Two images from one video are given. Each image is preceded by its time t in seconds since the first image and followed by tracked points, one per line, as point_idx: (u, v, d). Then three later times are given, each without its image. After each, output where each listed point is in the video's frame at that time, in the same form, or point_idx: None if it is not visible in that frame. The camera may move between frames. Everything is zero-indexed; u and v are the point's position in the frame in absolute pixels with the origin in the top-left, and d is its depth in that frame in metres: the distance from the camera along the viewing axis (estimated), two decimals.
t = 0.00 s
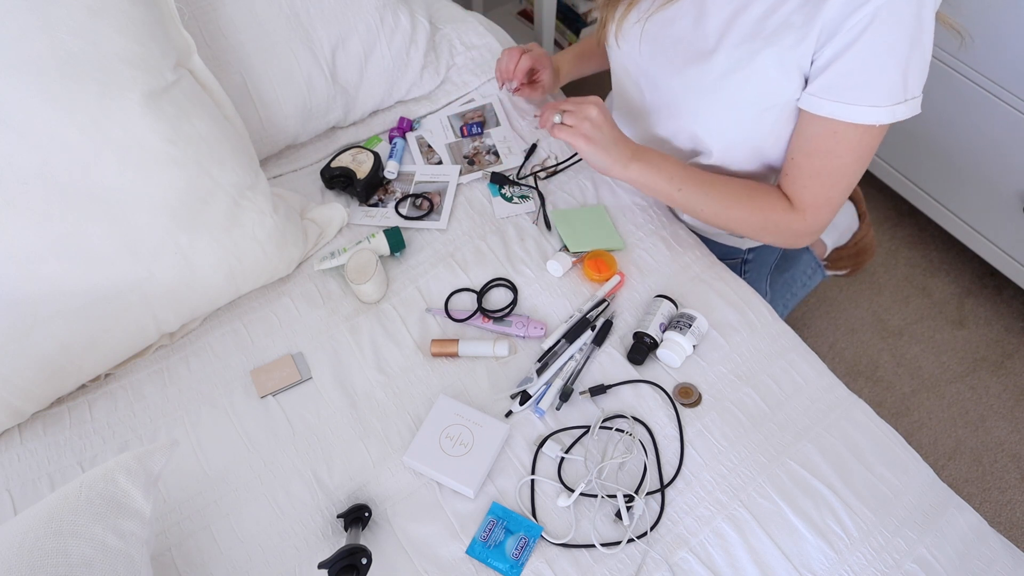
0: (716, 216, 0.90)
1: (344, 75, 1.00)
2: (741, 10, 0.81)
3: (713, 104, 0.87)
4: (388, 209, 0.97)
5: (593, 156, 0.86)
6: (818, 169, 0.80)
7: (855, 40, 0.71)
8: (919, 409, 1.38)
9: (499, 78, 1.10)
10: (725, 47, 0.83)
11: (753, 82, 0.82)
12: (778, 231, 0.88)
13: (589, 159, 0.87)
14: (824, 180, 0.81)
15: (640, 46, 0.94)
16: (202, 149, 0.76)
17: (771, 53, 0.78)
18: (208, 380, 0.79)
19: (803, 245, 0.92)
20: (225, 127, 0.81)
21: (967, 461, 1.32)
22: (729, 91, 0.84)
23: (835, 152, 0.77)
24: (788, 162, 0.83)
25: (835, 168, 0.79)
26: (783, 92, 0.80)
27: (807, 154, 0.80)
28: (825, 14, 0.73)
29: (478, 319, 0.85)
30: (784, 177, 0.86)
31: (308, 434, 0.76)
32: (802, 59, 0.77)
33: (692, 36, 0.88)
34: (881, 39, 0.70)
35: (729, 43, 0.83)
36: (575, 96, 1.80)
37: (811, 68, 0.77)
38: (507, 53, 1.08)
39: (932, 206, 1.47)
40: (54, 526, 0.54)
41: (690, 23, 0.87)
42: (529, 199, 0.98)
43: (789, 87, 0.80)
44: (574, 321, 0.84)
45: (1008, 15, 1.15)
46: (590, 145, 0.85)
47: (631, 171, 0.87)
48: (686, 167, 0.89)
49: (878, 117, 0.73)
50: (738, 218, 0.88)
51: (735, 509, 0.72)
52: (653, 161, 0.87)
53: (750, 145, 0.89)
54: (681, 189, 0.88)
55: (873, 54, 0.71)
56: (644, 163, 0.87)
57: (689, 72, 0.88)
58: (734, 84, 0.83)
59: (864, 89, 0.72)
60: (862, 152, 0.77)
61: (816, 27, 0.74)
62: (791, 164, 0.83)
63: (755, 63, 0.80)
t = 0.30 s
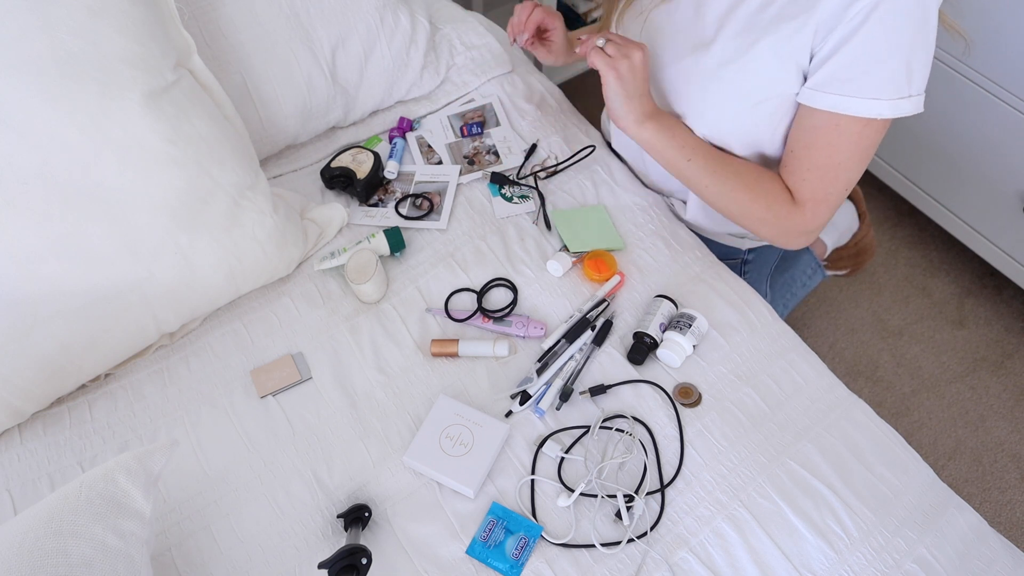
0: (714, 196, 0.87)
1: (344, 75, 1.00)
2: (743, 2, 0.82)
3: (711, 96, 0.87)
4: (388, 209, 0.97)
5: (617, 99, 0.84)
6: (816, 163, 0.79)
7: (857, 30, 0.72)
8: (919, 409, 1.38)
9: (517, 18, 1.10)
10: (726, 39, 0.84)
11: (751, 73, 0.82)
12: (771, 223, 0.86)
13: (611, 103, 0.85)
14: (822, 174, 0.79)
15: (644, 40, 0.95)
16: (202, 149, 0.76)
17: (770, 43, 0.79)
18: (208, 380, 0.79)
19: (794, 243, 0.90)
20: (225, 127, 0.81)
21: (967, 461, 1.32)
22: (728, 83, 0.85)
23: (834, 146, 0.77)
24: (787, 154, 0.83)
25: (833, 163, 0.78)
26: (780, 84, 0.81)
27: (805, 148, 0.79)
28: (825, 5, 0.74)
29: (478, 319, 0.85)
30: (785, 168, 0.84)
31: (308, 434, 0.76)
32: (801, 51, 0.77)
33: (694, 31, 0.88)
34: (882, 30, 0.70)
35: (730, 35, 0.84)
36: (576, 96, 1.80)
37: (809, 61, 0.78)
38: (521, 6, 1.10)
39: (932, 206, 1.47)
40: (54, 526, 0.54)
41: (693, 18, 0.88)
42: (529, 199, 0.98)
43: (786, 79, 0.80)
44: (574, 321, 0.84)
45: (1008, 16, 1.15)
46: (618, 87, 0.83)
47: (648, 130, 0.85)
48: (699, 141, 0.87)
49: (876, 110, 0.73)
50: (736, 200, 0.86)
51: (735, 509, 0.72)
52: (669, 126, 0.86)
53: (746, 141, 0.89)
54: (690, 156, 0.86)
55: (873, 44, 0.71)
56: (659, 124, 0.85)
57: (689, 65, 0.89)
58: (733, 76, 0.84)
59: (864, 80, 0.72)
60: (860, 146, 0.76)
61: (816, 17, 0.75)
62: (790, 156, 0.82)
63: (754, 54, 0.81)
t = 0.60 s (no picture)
0: (734, 199, 0.88)
1: (344, 75, 1.00)
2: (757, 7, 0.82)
3: (726, 100, 0.87)
4: (388, 209, 0.97)
5: (631, 114, 0.82)
6: (836, 162, 0.80)
7: (877, 33, 0.72)
8: (919, 409, 1.38)
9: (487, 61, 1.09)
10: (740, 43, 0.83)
11: (767, 78, 0.82)
12: (790, 222, 0.87)
13: (625, 116, 0.84)
14: (841, 173, 0.81)
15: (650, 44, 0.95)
16: (202, 149, 0.76)
17: (788, 48, 0.79)
18: (208, 381, 0.79)
19: (812, 238, 0.91)
20: (226, 126, 0.81)
21: (967, 461, 1.32)
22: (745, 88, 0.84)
23: (855, 145, 0.78)
24: (805, 154, 0.83)
25: (852, 161, 0.79)
26: (798, 88, 0.80)
27: (826, 149, 0.80)
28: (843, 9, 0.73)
29: (478, 319, 0.85)
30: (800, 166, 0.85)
31: (308, 434, 0.76)
32: (817, 54, 0.77)
33: (702, 34, 0.88)
34: (903, 32, 0.70)
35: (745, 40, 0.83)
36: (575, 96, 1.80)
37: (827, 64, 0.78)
38: (496, 42, 1.07)
39: (932, 206, 1.47)
40: (54, 526, 0.54)
41: (701, 21, 0.88)
42: (529, 199, 0.98)
43: (803, 83, 0.80)
44: (574, 321, 0.84)
45: (1008, 15, 1.15)
46: (632, 103, 0.81)
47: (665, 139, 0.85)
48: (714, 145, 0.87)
49: (896, 111, 0.73)
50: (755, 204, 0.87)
51: (735, 509, 0.72)
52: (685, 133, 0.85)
53: (760, 144, 0.89)
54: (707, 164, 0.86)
55: (894, 47, 0.71)
56: (675, 134, 0.85)
57: (703, 69, 0.88)
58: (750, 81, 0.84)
59: (884, 83, 0.73)
60: (880, 145, 0.77)
61: (834, 21, 0.74)
62: (807, 156, 0.83)
63: (771, 59, 0.80)
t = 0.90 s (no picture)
0: (733, 196, 0.88)
1: (344, 74, 1.00)
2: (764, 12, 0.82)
3: (730, 102, 0.87)
4: (389, 209, 0.98)
5: (631, 106, 0.83)
6: (837, 162, 0.80)
7: (886, 33, 0.72)
8: (919, 409, 1.38)
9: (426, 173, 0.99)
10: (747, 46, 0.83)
11: (774, 80, 0.82)
12: (787, 222, 0.87)
13: (625, 108, 0.84)
14: (842, 173, 0.81)
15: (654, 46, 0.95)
16: (202, 149, 0.76)
17: (796, 50, 0.79)
18: (208, 381, 0.79)
19: (809, 239, 0.91)
20: (226, 126, 0.81)
21: (967, 461, 1.32)
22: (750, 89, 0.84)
23: (857, 145, 0.78)
24: (806, 154, 0.83)
25: (853, 162, 0.79)
26: (804, 89, 0.80)
27: (828, 149, 0.80)
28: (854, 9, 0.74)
29: (478, 319, 0.85)
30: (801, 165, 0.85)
31: (308, 434, 0.76)
32: (823, 54, 0.77)
33: (707, 36, 0.88)
34: (911, 32, 0.70)
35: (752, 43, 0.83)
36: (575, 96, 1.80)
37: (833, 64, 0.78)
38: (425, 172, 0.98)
39: (932, 206, 1.47)
40: (54, 526, 0.54)
41: (707, 24, 0.88)
42: (529, 199, 0.98)
43: (809, 84, 0.80)
44: (574, 321, 0.84)
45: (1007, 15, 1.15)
46: (632, 94, 0.82)
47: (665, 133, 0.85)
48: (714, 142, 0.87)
49: (901, 113, 0.73)
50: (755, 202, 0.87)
51: (735, 509, 0.72)
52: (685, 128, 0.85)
53: (762, 146, 0.89)
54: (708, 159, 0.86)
55: (901, 47, 0.71)
56: (676, 127, 0.85)
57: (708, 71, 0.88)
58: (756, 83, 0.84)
59: (891, 83, 0.73)
60: (881, 146, 0.77)
61: (844, 22, 0.74)
62: (809, 156, 0.83)
63: (778, 61, 0.81)
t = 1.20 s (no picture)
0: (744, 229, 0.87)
1: (344, 74, 1.00)
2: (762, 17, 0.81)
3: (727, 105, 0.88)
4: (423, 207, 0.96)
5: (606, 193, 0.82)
6: (836, 168, 0.80)
7: (883, 42, 0.71)
8: (919, 409, 1.38)
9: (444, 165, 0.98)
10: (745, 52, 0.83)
11: (771, 87, 0.82)
12: (800, 234, 0.87)
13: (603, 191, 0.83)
14: (840, 179, 0.81)
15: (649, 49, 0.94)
16: (202, 149, 0.76)
17: (793, 60, 0.78)
18: (208, 381, 0.79)
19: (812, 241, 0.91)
20: (226, 126, 0.81)
21: (967, 461, 1.32)
22: (748, 95, 0.85)
23: (856, 151, 0.78)
24: (802, 160, 0.83)
25: (852, 167, 0.79)
26: (801, 97, 0.81)
27: (827, 156, 0.80)
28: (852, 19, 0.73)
29: (478, 319, 0.85)
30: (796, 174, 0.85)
31: (308, 434, 0.76)
32: (821, 62, 0.77)
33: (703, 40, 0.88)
34: (908, 42, 0.70)
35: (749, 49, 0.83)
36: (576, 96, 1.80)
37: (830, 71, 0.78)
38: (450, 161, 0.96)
39: (932, 206, 1.47)
40: (54, 526, 0.54)
41: (702, 29, 0.87)
42: (529, 199, 0.98)
43: (806, 92, 0.80)
44: (574, 321, 0.84)
45: (1007, 14, 1.15)
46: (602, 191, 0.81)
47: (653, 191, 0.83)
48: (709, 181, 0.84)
49: (896, 121, 0.74)
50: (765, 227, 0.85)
51: (735, 509, 0.72)
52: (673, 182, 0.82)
53: (760, 147, 0.90)
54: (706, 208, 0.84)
55: (898, 56, 0.71)
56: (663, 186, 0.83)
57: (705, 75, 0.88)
58: (754, 89, 0.84)
59: (887, 92, 0.73)
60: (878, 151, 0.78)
61: (842, 30, 0.74)
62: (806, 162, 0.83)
63: (776, 69, 0.80)
